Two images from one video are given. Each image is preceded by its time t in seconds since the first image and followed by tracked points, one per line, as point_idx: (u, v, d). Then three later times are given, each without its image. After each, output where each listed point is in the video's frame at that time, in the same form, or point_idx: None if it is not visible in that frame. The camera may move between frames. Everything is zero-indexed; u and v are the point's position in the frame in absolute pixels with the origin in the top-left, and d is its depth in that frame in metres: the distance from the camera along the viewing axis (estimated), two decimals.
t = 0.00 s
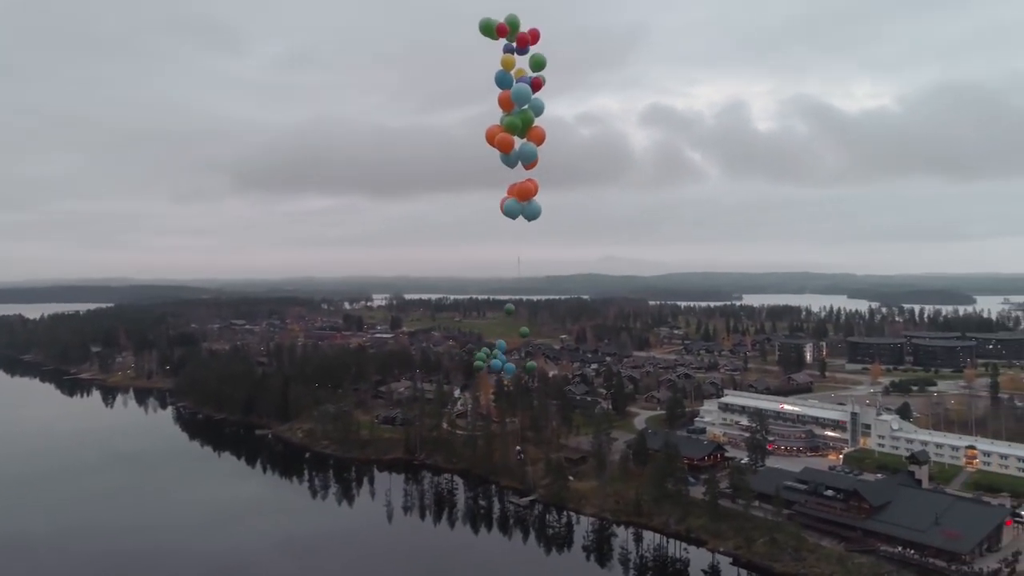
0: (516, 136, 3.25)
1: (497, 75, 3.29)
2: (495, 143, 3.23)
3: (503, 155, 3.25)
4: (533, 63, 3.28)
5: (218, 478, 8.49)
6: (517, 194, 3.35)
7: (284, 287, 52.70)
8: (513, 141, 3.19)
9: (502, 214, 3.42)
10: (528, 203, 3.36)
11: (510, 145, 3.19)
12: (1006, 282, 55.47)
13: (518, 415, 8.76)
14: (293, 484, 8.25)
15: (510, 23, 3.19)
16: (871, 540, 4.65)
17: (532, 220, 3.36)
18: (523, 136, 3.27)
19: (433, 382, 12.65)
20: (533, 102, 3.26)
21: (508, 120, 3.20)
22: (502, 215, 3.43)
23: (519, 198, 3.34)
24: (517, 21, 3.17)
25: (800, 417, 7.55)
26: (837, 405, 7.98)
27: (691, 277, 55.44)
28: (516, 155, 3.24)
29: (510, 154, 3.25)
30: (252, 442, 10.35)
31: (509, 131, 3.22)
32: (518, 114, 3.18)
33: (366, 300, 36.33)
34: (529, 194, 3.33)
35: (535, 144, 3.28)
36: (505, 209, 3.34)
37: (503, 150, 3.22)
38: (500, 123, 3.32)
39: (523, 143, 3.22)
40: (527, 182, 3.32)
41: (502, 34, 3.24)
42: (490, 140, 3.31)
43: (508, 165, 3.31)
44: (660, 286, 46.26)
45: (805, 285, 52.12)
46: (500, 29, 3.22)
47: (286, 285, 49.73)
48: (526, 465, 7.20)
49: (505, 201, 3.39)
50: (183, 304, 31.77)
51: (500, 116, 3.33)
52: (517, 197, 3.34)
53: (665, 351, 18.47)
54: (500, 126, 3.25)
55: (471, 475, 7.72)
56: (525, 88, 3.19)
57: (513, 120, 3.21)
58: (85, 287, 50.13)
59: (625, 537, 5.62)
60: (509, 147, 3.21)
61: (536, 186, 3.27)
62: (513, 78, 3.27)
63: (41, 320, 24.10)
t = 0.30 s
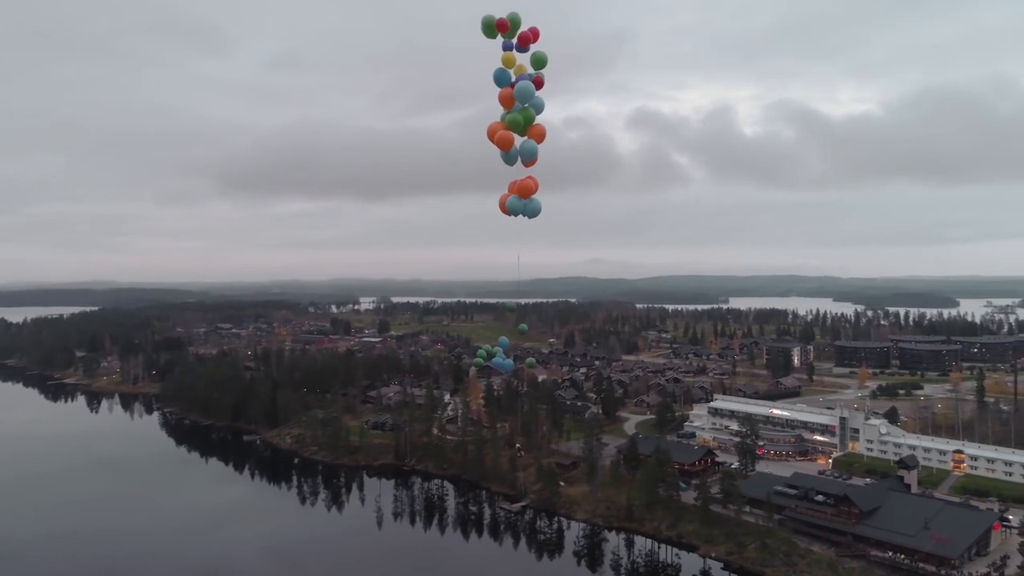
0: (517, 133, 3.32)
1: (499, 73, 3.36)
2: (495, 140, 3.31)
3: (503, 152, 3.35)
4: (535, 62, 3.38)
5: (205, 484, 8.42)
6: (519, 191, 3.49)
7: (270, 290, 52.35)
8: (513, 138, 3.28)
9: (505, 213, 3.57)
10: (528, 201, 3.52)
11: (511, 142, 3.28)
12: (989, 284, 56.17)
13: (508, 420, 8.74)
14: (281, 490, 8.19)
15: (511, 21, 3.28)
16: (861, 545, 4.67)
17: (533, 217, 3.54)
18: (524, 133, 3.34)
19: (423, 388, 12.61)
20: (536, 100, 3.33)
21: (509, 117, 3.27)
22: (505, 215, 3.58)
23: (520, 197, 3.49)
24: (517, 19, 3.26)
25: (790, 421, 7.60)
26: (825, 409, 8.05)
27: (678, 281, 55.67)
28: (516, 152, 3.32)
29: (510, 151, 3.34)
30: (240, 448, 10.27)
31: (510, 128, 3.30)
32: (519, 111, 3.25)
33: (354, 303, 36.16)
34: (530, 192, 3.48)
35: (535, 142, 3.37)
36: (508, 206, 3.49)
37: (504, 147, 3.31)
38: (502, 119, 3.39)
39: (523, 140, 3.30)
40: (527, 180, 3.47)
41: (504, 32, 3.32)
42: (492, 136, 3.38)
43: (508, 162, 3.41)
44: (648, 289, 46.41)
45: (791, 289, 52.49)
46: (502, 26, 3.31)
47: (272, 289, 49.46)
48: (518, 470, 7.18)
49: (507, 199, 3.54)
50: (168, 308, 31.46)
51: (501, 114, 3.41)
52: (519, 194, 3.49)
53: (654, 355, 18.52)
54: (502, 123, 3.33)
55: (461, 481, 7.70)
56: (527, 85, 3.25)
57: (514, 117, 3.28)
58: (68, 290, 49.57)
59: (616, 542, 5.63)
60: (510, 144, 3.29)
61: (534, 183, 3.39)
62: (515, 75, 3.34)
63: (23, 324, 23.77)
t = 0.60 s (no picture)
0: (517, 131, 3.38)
1: (500, 71, 3.39)
2: (496, 138, 3.38)
3: (505, 150, 3.42)
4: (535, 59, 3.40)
5: (195, 489, 8.36)
6: (520, 190, 3.51)
7: (259, 293, 52.16)
8: (513, 137, 3.35)
9: (507, 210, 3.58)
10: (529, 199, 3.54)
11: (510, 142, 3.35)
12: (975, 287, 56.72)
13: (501, 424, 8.72)
14: (272, 495, 8.14)
15: (514, 20, 3.29)
16: (854, 550, 4.69)
17: (534, 214, 3.56)
18: (525, 132, 3.39)
19: (415, 392, 12.58)
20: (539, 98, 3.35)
21: (511, 115, 3.31)
22: (506, 213, 3.59)
23: (522, 194, 3.50)
24: (520, 18, 3.28)
25: (781, 425, 7.63)
26: (816, 413, 8.08)
27: (668, 283, 55.86)
28: (516, 151, 3.39)
29: (512, 149, 3.41)
30: (230, 453, 10.20)
31: (511, 126, 3.35)
32: (522, 110, 3.29)
33: (343, 306, 36.06)
34: (529, 190, 3.49)
35: (536, 140, 3.41)
36: (509, 204, 3.50)
37: (503, 146, 3.39)
38: (503, 115, 3.43)
39: (524, 139, 3.37)
40: (528, 178, 3.48)
41: (506, 29, 3.33)
42: (492, 132, 3.43)
43: (508, 160, 3.48)
44: (638, 292, 46.56)
45: (780, 291, 52.86)
46: (505, 23, 3.31)
47: (261, 292, 49.25)
48: (510, 475, 7.16)
49: (509, 197, 3.55)
50: (155, 311, 31.24)
51: (504, 110, 3.45)
52: (521, 193, 3.50)
53: (645, 359, 18.58)
54: (503, 121, 3.38)
55: (453, 486, 7.68)
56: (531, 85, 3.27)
57: (516, 116, 3.33)
58: (55, 293, 49.20)
59: (609, 546, 5.64)
60: (510, 143, 3.37)
61: (534, 182, 3.44)
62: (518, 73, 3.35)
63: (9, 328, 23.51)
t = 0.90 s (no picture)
0: (519, 130, 3.29)
1: (500, 70, 3.28)
2: (497, 138, 3.30)
3: (506, 148, 3.34)
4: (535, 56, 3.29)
5: (182, 495, 8.28)
6: (521, 187, 3.38)
7: (246, 295, 51.90)
8: (513, 136, 3.27)
9: (505, 209, 3.44)
10: (529, 197, 3.41)
11: (511, 140, 3.27)
12: (958, 290, 57.35)
13: (491, 429, 8.70)
14: (261, 501, 8.08)
15: (516, 18, 3.21)
16: (845, 554, 4.71)
17: (535, 213, 3.42)
18: (527, 130, 3.30)
19: (404, 397, 12.53)
20: (543, 96, 3.26)
21: (511, 113, 3.22)
22: (505, 210, 3.45)
23: (523, 192, 3.38)
24: (521, 15, 3.20)
25: (771, 430, 7.66)
26: (805, 417, 8.11)
27: (656, 285, 56.06)
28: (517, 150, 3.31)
29: (513, 148, 3.32)
30: (218, 459, 10.11)
31: (513, 124, 3.26)
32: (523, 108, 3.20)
33: (331, 309, 35.91)
34: (529, 187, 3.37)
35: (538, 138, 3.31)
36: (508, 202, 3.37)
37: (504, 145, 3.30)
38: (504, 114, 3.34)
39: (525, 137, 3.28)
40: (530, 175, 3.38)
41: (511, 27, 3.24)
42: (493, 131, 3.35)
43: (509, 158, 3.39)
44: (626, 294, 46.72)
45: (766, 295, 53.25)
46: (507, 21, 3.23)
47: (248, 295, 48.99)
48: (501, 480, 7.14)
49: (508, 195, 3.42)
50: (141, 314, 30.96)
51: (507, 106, 3.35)
52: (521, 190, 3.38)
53: (633, 362, 18.62)
54: (505, 119, 3.29)
55: (444, 491, 7.65)
56: (533, 82, 3.18)
57: (518, 114, 3.24)
58: (39, 296, 48.73)
59: (601, 552, 5.65)
60: (511, 142, 3.29)
61: (534, 180, 3.34)
62: (520, 71, 3.26)
63: None
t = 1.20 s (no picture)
0: (518, 128, 3.29)
1: (501, 68, 3.28)
2: (497, 135, 3.30)
3: (506, 146, 3.34)
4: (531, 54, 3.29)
5: (169, 501, 8.19)
6: (522, 184, 3.40)
7: (233, 298, 51.61)
8: (514, 134, 3.27)
9: (505, 207, 3.44)
10: (530, 195, 3.42)
11: (511, 138, 3.28)
12: (943, 292, 57.95)
13: (482, 434, 8.68)
14: (250, 508, 8.01)
15: (518, 17, 3.23)
16: (836, 559, 4.73)
17: (535, 211, 3.43)
18: (526, 128, 3.31)
19: (394, 402, 12.48)
20: (543, 95, 3.27)
21: (511, 111, 3.23)
22: (504, 208, 3.45)
23: (524, 190, 3.39)
24: (523, 14, 3.21)
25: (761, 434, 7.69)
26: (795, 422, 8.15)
27: (645, 288, 56.24)
28: (517, 148, 3.31)
29: (513, 146, 3.33)
30: (206, 464, 10.01)
31: (512, 122, 3.27)
32: (524, 106, 3.21)
33: (319, 313, 35.74)
34: (530, 185, 3.38)
35: (538, 137, 3.32)
36: (509, 199, 3.38)
37: (504, 143, 3.31)
38: (503, 113, 3.35)
39: (525, 135, 3.29)
40: (531, 174, 3.39)
41: (511, 25, 3.25)
42: (492, 129, 3.35)
43: (508, 156, 3.39)
44: (614, 297, 46.85)
45: (753, 298, 53.62)
46: (509, 19, 3.24)
47: (235, 299, 48.72)
48: (493, 486, 7.11)
49: (508, 193, 3.42)
50: (127, 318, 30.67)
51: (507, 105, 3.36)
52: (522, 187, 3.39)
53: (623, 366, 18.66)
54: (505, 116, 3.30)
55: (435, 496, 7.62)
56: (534, 81, 3.20)
57: (518, 112, 3.25)
58: (22, 299, 48.22)
59: (593, 558, 5.64)
60: (511, 139, 3.29)
61: (535, 178, 3.35)
62: (521, 69, 3.27)
63: None
